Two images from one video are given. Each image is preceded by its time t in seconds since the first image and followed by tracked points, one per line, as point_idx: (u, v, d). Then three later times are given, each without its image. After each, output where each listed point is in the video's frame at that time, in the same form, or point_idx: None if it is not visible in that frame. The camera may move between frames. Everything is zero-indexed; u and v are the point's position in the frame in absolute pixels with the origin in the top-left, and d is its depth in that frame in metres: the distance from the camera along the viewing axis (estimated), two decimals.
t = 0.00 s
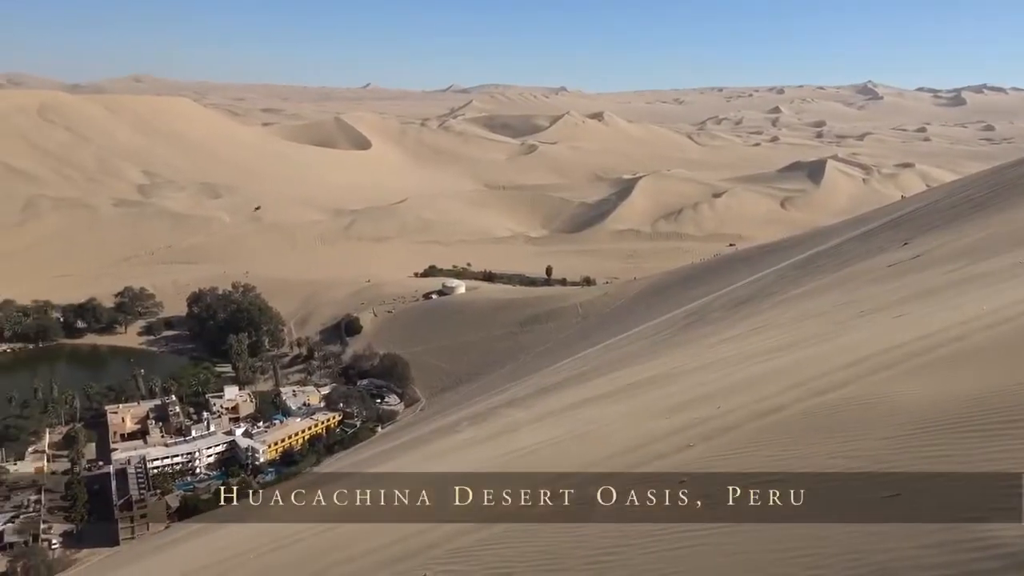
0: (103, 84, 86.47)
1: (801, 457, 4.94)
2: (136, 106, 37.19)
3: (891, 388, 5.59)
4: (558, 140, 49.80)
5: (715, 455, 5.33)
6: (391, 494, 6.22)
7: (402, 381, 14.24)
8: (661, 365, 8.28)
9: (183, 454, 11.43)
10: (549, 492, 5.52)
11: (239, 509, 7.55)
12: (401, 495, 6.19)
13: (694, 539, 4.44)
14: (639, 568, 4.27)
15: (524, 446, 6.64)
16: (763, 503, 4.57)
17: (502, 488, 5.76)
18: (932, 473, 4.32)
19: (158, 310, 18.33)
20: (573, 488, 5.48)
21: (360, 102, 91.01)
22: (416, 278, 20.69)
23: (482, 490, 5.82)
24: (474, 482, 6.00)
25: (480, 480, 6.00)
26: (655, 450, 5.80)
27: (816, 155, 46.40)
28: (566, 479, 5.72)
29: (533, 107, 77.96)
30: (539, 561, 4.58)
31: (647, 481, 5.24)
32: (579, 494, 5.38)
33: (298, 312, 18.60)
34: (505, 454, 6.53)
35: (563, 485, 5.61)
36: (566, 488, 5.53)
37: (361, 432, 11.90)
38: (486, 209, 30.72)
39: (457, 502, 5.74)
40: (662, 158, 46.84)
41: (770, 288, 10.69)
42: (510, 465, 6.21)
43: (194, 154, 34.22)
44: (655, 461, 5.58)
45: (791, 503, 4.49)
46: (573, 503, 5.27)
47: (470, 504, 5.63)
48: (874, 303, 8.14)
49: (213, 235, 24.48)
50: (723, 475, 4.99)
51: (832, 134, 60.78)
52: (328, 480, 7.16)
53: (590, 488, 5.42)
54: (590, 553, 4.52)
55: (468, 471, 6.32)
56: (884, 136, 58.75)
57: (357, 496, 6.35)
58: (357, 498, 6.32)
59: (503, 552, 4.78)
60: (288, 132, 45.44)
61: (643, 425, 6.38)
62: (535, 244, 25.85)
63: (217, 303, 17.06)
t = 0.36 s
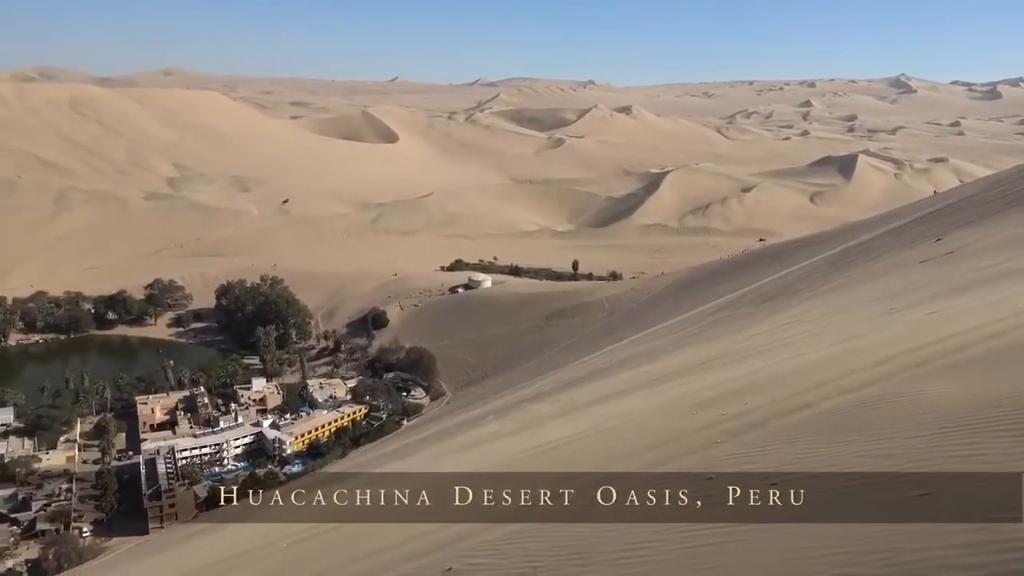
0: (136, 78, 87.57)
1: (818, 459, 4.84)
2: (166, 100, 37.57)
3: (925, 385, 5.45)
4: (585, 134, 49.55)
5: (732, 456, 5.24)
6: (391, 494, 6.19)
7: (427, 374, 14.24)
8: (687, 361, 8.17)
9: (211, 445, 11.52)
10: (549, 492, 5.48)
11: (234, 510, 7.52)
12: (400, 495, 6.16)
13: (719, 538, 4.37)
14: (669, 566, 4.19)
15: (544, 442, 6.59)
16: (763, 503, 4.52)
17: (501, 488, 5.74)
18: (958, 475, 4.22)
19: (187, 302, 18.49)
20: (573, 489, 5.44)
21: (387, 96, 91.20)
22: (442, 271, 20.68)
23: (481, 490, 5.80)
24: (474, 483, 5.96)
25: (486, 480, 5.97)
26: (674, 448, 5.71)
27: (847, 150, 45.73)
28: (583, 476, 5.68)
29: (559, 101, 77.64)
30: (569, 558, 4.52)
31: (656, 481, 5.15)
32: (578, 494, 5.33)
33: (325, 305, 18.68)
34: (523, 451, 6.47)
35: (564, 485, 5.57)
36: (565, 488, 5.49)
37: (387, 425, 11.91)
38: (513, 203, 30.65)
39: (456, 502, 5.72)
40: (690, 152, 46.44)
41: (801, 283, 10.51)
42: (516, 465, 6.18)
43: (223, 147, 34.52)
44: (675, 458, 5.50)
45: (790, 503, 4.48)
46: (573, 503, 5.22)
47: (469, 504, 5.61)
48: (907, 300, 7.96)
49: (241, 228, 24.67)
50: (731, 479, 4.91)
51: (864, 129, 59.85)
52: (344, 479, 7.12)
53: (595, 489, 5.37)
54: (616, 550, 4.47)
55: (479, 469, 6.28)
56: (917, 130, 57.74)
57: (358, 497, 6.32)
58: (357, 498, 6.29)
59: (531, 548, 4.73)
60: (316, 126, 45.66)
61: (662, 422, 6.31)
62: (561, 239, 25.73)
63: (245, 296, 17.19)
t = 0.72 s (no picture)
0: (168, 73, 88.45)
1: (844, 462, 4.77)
2: (197, 96, 37.92)
3: (963, 382, 5.32)
4: (613, 129, 49.24)
5: (755, 456, 5.18)
6: (391, 494, 6.36)
7: (454, 369, 14.24)
8: (715, 357, 8.06)
9: (241, 437, 11.62)
10: (549, 492, 5.52)
11: (265, 507, 7.56)
12: (400, 495, 6.32)
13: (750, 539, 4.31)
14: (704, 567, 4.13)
15: (568, 438, 6.58)
16: (764, 503, 4.53)
17: (500, 488, 5.79)
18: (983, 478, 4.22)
19: (217, 296, 18.66)
20: (573, 488, 5.46)
21: (415, 91, 91.28)
22: (469, 267, 20.65)
23: (481, 490, 5.88)
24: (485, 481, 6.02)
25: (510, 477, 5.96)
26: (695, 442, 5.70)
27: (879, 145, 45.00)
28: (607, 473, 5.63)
29: (587, 95, 77.22)
30: (596, 554, 4.48)
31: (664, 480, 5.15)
32: (578, 493, 5.37)
33: (353, 300, 18.76)
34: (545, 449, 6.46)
35: (565, 484, 5.58)
36: (565, 488, 5.51)
37: (414, 419, 11.92)
38: (540, 198, 30.54)
39: (456, 502, 5.83)
40: (719, 147, 45.98)
41: (833, 279, 10.33)
42: (534, 463, 6.19)
43: (253, 142, 34.80)
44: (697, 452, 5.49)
45: (790, 503, 4.49)
46: (573, 503, 5.24)
47: (470, 504, 5.70)
48: (943, 296, 7.79)
49: (271, 222, 24.84)
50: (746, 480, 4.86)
51: (897, 123, 58.90)
52: (374, 477, 7.10)
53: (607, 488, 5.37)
54: (642, 546, 4.47)
55: (499, 466, 6.29)
56: (952, 124, 56.70)
57: (385, 496, 6.38)
58: (357, 498, 6.49)
59: (561, 543, 4.69)
60: (345, 120, 45.85)
61: (687, 417, 6.27)
62: (589, 234, 25.57)
63: (274, 290, 17.34)
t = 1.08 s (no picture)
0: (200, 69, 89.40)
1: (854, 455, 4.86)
2: (230, 94, 38.36)
3: (1000, 382, 5.25)
4: (641, 126, 48.96)
5: (782, 457, 5.17)
6: (392, 494, 6.70)
7: (481, 366, 14.25)
8: (744, 356, 8.03)
9: (271, 432, 11.73)
10: (549, 491, 5.75)
11: (298, 502, 7.67)
12: (401, 495, 6.65)
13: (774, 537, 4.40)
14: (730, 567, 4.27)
15: (595, 435, 6.61)
16: (762, 502, 4.71)
17: (501, 489, 6.03)
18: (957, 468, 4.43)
19: (249, 292, 18.87)
20: (574, 489, 5.68)
21: (444, 89, 91.49)
22: (497, 264, 20.68)
23: (482, 491, 6.14)
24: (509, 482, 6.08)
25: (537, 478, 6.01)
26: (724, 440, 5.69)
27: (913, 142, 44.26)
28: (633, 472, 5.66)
29: (616, 92, 76.81)
30: (626, 552, 4.65)
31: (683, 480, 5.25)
32: (579, 494, 5.60)
33: (382, 296, 18.88)
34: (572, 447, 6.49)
35: (564, 484, 5.81)
36: (568, 488, 5.72)
37: (442, 416, 11.96)
38: (568, 195, 30.48)
39: (459, 502, 6.10)
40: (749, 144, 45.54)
41: (866, 278, 10.20)
42: (558, 461, 6.25)
43: (284, 139, 35.15)
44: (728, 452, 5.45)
45: (790, 503, 4.62)
46: (573, 502, 5.50)
47: (472, 504, 5.97)
48: (980, 295, 7.65)
49: (301, 219, 25.07)
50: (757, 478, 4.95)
51: (932, 120, 57.88)
52: (406, 476, 7.15)
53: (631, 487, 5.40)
54: (675, 543, 4.60)
55: (525, 465, 6.36)
56: (988, 121, 55.58)
57: (414, 497, 6.49)
58: (358, 498, 6.85)
59: (588, 542, 4.85)
60: (375, 118, 46.09)
61: (719, 416, 6.24)
62: (616, 232, 25.49)
63: (304, 287, 17.54)
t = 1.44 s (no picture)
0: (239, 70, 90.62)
1: (887, 468, 4.99)
2: (267, 94, 38.86)
3: None
4: (675, 125, 48.61)
5: (818, 465, 5.21)
6: (423, 493, 6.80)
7: (513, 365, 14.30)
8: (776, 357, 7.99)
9: (305, 428, 11.89)
10: (560, 491, 5.89)
11: (332, 498, 7.80)
12: (433, 493, 6.74)
13: (814, 538, 4.60)
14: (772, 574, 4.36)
15: (627, 435, 6.66)
16: (762, 502, 4.99)
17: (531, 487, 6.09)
18: (983, 469, 4.73)
19: (285, 290, 19.10)
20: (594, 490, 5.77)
21: (478, 88, 91.60)
22: (529, 263, 20.70)
23: (495, 492, 6.31)
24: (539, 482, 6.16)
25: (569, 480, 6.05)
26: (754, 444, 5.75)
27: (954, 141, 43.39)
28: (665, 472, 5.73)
29: (650, 92, 76.29)
30: (661, 554, 4.75)
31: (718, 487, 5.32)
32: (602, 495, 5.68)
33: (415, 295, 19.02)
34: (604, 447, 6.53)
35: (597, 485, 5.86)
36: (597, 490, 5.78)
37: (474, 415, 12.04)
38: (601, 195, 30.38)
39: (489, 501, 6.18)
40: (785, 143, 44.99)
41: (903, 280, 10.08)
42: (588, 461, 6.31)
43: (320, 139, 35.52)
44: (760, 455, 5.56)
45: (790, 503, 4.95)
46: (598, 505, 5.58)
47: (501, 502, 6.08)
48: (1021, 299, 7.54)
49: (336, 218, 25.34)
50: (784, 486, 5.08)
51: (974, 119, 56.63)
52: (439, 474, 7.25)
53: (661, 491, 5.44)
54: (712, 547, 4.72)
55: (557, 464, 6.42)
56: None
57: (446, 496, 6.55)
58: (391, 496, 6.95)
59: (623, 541, 4.97)
60: (409, 118, 46.36)
61: (754, 418, 6.25)
62: (649, 232, 25.35)
63: (339, 285, 17.73)
